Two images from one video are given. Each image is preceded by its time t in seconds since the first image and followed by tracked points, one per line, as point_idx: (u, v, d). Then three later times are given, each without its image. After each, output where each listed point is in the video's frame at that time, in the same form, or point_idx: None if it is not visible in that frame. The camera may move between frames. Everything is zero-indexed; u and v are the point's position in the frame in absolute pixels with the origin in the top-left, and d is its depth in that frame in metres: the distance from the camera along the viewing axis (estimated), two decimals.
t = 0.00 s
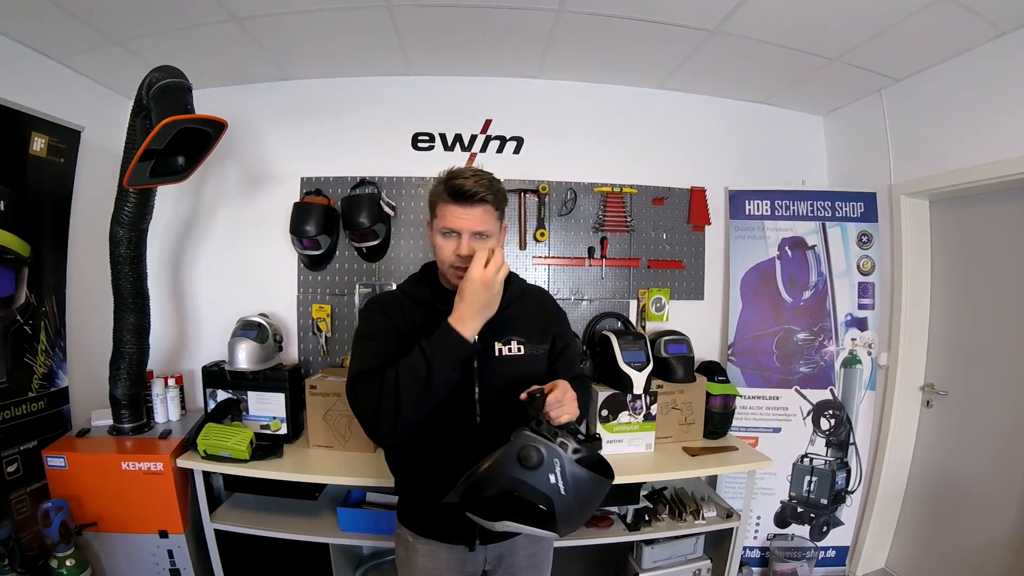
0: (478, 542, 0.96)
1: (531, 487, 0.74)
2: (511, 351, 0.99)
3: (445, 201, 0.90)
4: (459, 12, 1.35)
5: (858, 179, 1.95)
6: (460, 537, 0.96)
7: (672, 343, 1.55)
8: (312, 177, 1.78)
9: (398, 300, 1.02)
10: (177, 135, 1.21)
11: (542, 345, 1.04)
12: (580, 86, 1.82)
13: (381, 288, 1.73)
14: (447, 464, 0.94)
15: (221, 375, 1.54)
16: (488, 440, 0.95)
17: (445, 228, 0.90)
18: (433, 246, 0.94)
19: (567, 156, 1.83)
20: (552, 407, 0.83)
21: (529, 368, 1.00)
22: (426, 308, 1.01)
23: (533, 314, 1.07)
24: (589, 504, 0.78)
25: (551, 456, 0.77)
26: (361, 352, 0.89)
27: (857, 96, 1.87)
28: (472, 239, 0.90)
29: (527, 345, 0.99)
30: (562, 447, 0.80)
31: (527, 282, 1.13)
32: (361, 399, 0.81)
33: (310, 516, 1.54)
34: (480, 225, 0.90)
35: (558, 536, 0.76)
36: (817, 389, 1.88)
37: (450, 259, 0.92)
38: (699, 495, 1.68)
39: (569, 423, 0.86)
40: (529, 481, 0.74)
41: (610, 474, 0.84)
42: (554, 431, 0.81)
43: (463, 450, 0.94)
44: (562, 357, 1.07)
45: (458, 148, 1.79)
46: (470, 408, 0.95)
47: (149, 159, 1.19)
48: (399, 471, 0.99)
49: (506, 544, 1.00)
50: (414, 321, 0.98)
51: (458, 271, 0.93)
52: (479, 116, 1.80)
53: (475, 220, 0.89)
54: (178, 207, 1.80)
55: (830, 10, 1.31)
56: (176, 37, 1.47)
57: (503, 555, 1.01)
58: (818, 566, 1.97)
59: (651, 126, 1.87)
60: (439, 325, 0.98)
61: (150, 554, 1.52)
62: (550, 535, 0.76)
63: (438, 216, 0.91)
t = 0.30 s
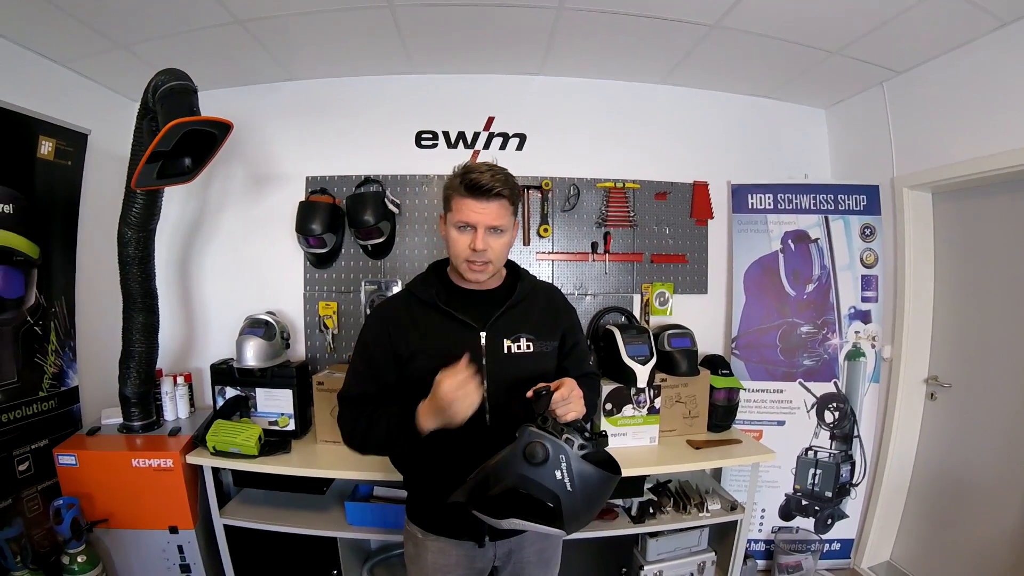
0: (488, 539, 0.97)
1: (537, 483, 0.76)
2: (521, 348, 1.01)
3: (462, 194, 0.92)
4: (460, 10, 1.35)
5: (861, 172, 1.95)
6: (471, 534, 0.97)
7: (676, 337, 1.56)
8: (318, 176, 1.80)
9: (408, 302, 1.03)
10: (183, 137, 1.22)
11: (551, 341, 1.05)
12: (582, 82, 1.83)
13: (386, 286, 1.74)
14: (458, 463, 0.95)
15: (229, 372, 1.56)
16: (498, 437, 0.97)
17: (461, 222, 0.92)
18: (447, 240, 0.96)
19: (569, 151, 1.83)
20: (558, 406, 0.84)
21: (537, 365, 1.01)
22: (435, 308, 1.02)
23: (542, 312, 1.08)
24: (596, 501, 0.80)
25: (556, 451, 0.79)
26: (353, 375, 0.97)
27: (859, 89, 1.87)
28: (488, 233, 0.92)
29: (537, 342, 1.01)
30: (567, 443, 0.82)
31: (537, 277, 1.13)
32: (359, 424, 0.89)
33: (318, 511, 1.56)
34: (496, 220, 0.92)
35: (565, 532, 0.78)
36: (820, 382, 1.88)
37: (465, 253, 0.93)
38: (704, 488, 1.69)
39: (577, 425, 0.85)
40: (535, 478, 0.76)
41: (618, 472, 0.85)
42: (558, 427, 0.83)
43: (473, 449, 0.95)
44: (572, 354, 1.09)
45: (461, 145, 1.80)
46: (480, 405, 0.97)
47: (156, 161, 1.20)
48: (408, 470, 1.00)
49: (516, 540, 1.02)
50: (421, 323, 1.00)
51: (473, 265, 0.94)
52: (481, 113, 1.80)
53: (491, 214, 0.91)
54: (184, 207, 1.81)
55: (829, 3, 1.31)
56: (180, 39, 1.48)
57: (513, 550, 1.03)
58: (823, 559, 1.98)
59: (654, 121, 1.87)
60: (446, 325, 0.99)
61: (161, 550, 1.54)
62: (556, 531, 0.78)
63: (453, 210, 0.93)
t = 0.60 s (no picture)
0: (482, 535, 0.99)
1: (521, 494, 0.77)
2: (514, 346, 1.01)
3: (462, 195, 0.92)
4: (462, 11, 1.37)
5: (862, 171, 1.95)
6: (465, 529, 0.98)
7: (677, 336, 1.56)
8: (321, 176, 1.81)
9: (403, 299, 1.05)
10: (188, 138, 1.23)
11: (551, 339, 1.05)
12: (584, 82, 1.84)
13: (389, 285, 1.75)
14: (452, 455, 0.99)
15: (234, 371, 1.57)
16: (491, 433, 0.98)
17: (462, 223, 0.93)
18: (449, 240, 0.96)
19: (572, 151, 1.84)
20: (550, 414, 0.86)
21: (532, 363, 1.02)
22: (428, 305, 1.03)
23: (539, 309, 1.07)
24: (581, 510, 0.82)
25: (542, 465, 0.79)
26: (349, 372, 1.03)
27: (860, 88, 1.87)
28: (490, 234, 0.93)
29: (532, 340, 1.01)
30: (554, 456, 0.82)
31: (535, 274, 1.13)
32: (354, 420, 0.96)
33: (322, 509, 1.57)
34: (497, 221, 0.93)
35: (550, 538, 0.80)
36: (821, 381, 1.89)
37: (468, 254, 0.94)
38: (705, 486, 1.70)
39: (568, 429, 0.88)
40: (520, 489, 0.78)
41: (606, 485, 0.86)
42: (546, 438, 0.83)
43: (467, 442, 0.98)
44: (569, 351, 1.08)
45: (464, 146, 1.81)
46: (472, 402, 0.98)
47: (162, 162, 1.21)
48: (407, 464, 1.02)
49: (511, 538, 1.03)
50: (413, 320, 1.01)
51: (475, 265, 0.96)
52: (484, 113, 1.81)
53: (492, 215, 0.92)
54: (189, 207, 1.83)
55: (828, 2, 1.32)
56: (184, 41, 1.50)
57: (509, 547, 1.04)
58: (824, 558, 1.98)
59: (655, 120, 1.88)
60: (441, 324, 1.00)
61: (166, 547, 1.56)
62: (540, 537, 0.81)
63: (454, 211, 0.94)
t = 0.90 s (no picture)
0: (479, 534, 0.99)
1: (503, 490, 0.76)
2: (513, 347, 1.02)
3: (469, 197, 0.93)
4: (463, 14, 1.37)
5: (863, 170, 1.96)
6: (462, 529, 0.99)
7: (680, 335, 1.57)
8: (324, 179, 1.82)
9: (404, 300, 1.06)
10: (192, 142, 1.24)
11: (549, 340, 1.06)
12: (584, 84, 1.84)
13: (392, 286, 1.76)
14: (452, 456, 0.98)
15: (238, 373, 1.58)
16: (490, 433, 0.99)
17: (468, 224, 0.93)
18: (454, 241, 0.97)
19: (573, 151, 1.85)
20: (538, 413, 0.87)
21: (531, 364, 1.03)
22: (428, 306, 1.03)
23: (538, 311, 1.08)
24: (567, 507, 0.79)
25: (524, 461, 0.78)
26: (351, 372, 1.02)
27: (860, 86, 1.87)
28: (494, 237, 0.94)
29: (531, 342, 1.02)
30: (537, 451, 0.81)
31: (535, 276, 1.14)
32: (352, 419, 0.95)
33: (326, 509, 1.58)
34: (502, 223, 0.94)
35: (535, 537, 0.78)
36: (824, 379, 1.89)
37: (471, 254, 0.94)
38: (708, 485, 1.70)
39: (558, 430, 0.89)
40: (502, 485, 0.76)
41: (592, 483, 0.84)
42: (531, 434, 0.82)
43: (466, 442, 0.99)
44: (567, 353, 1.10)
45: (466, 147, 1.82)
46: (471, 400, 1.00)
47: (166, 166, 1.23)
48: (406, 463, 1.02)
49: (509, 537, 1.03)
50: (413, 321, 1.02)
51: (478, 266, 0.96)
52: (485, 115, 1.82)
53: (498, 218, 0.93)
54: (192, 211, 1.84)
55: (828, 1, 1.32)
56: (186, 46, 1.51)
57: (507, 545, 1.04)
58: (827, 556, 1.99)
59: (656, 121, 1.88)
60: (442, 324, 1.01)
61: (171, 549, 1.57)
62: (526, 536, 0.78)
63: (460, 212, 0.94)
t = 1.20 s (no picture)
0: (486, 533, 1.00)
1: (531, 506, 0.79)
2: (519, 349, 1.02)
3: (471, 189, 0.95)
4: (467, 17, 1.38)
5: (867, 170, 1.95)
6: (470, 529, 0.99)
7: (685, 336, 1.56)
8: (330, 182, 1.83)
9: (410, 302, 1.06)
10: (198, 146, 1.25)
11: (553, 343, 1.07)
12: (588, 86, 1.85)
13: (398, 289, 1.76)
14: (458, 457, 0.99)
15: (244, 375, 1.59)
16: (495, 435, 0.99)
17: (469, 214, 0.95)
18: (456, 234, 0.98)
19: (577, 153, 1.85)
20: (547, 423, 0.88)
21: (536, 366, 1.03)
22: (434, 309, 1.04)
23: (542, 313, 1.09)
24: (585, 514, 0.85)
25: (551, 478, 0.81)
26: (355, 374, 1.03)
27: (864, 87, 1.87)
28: (495, 226, 0.94)
29: (536, 344, 1.02)
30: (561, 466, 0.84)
31: (539, 279, 1.14)
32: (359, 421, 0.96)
33: (332, 511, 1.58)
34: (503, 213, 0.94)
35: (555, 540, 0.84)
36: (829, 380, 1.89)
37: (472, 244, 0.95)
38: (714, 486, 1.70)
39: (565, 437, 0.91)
40: (529, 501, 0.80)
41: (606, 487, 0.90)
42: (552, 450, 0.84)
43: (472, 444, 0.99)
44: (571, 355, 1.10)
45: (471, 150, 1.83)
46: (479, 404, 0.99)
47: (173, 169, 1.23)
48: (412, 465, 1.03)
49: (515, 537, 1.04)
50: (418, 322, 1.02)
51: (478, 257, 0.95)
52: (489, 117, 1.83)
53: (498, 208, 0.94)
54: (198, 214, 1.85)
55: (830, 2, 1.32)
56: (192, 50, 1.52)
57: (513, 545, 1.05)
58: (834, 557, 1.98)
59: (660, 122, 1.89)
60: (448, 327, 1.01)
61: (178, 550, 1.58)
62: (547, 539, 0.84)
63: (462, 204, 0.96)
